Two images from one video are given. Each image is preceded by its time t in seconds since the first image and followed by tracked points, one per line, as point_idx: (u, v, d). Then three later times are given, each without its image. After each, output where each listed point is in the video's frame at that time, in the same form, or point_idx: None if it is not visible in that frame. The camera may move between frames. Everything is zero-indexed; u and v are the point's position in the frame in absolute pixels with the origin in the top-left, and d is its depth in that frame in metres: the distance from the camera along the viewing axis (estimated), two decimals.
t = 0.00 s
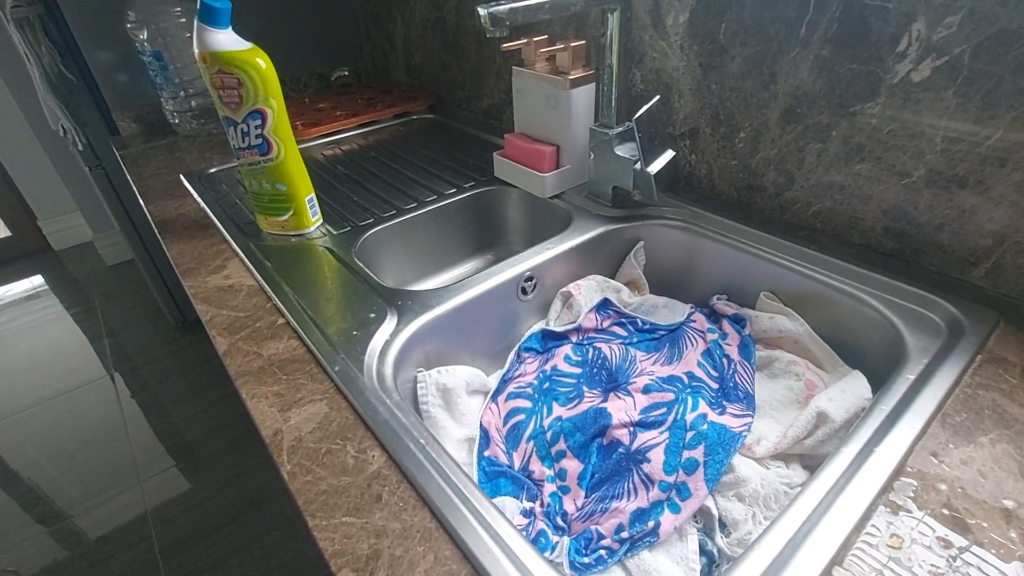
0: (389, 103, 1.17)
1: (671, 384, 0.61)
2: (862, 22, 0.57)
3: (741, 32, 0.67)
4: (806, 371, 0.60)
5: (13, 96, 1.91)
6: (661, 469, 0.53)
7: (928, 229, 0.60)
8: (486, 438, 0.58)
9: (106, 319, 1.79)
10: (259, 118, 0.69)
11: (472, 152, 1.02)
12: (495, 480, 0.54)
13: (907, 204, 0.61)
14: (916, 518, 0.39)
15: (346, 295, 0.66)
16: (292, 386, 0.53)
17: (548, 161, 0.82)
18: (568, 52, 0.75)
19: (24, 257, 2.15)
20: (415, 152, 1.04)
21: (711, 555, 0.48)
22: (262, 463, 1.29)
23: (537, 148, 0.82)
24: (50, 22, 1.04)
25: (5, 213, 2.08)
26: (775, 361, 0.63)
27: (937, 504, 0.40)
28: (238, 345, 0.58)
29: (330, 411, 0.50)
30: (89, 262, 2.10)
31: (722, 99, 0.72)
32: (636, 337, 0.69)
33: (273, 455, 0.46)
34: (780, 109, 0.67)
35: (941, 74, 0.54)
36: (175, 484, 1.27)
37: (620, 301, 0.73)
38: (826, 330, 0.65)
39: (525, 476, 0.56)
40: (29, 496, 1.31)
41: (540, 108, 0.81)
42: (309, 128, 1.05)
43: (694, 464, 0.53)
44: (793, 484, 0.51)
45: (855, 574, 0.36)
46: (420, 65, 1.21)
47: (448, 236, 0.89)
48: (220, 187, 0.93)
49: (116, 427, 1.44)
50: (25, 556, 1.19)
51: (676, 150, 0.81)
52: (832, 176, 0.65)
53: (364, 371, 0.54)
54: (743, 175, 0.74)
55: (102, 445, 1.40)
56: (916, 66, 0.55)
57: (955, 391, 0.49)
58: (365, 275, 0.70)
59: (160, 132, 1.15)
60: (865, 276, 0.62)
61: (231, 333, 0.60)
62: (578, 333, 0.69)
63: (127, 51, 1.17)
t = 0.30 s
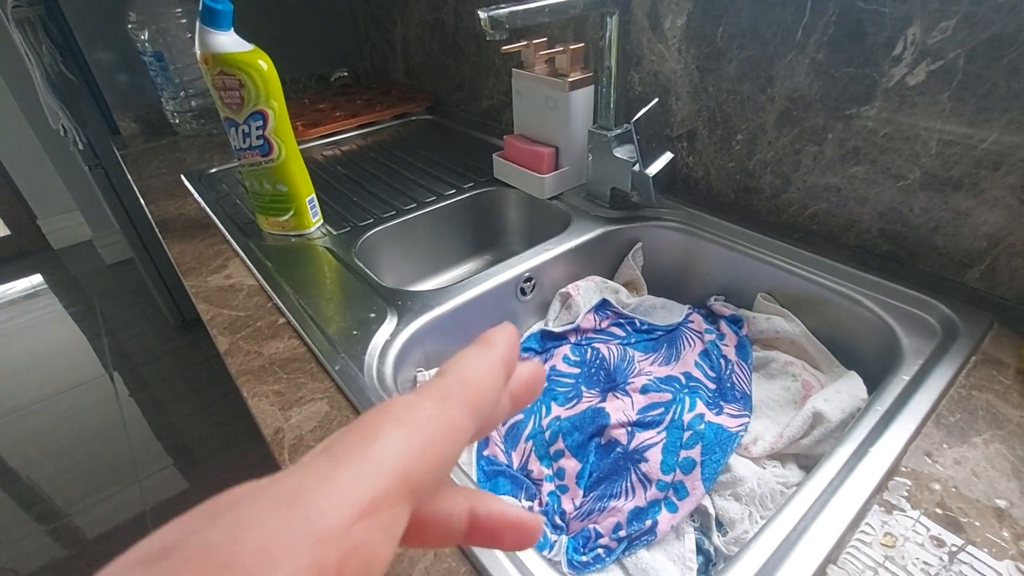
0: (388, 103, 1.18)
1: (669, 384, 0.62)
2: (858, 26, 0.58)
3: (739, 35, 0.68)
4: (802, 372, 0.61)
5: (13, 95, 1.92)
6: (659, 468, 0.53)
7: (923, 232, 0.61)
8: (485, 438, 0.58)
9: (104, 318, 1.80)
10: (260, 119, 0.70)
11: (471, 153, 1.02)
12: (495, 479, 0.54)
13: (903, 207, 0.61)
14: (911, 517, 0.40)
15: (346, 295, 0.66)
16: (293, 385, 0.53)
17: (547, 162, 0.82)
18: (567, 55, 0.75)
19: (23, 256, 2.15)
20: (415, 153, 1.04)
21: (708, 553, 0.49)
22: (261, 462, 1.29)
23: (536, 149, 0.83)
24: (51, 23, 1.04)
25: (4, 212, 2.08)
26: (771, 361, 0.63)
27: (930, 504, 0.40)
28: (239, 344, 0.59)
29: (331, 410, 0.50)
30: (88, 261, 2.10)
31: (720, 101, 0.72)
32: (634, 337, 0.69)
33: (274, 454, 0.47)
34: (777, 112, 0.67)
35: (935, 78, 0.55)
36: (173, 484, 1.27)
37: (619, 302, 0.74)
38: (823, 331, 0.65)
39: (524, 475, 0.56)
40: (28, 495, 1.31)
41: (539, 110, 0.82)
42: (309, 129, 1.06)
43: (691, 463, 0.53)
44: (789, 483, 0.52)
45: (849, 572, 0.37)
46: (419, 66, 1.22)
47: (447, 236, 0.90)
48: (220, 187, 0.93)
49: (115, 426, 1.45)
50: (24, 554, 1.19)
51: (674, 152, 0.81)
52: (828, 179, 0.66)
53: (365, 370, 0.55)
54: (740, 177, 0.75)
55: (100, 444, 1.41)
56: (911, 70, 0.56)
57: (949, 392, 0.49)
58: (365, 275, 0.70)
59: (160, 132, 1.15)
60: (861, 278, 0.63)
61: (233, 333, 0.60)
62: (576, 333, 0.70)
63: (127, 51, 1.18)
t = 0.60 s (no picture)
0: (387, 104, 1.18)
1: (667, 386, 0.62)
2: (856, 29, 0.58)
3: (738, 37, 0.68)
4: (800, 375, 0.61)
5: (12, 95, 1.92)
6: (656, 471, 0.53)
7: (921, 233, 0.61)
8: (483, 440, 0.58)
9: (103, 319, 1.79)
10: (258, 121, 0.70)
11: (470, 154, 1.02)
12: (492, 482, 0.54)
13: (902, 209, 0.61)
14: (908, 520, 0.39)
15: (344, 297, 0.66)
16: (290, 387, 0.53)
17: (546, 163, 0.82)
18: (565, 56, 0.75)
19: (21, 256, 2.15)
20: (414, 154, 1.04)
21: (705, 556, 0.49)
22: (258, 464, 1.29)
23: (535, 151, 0.83)
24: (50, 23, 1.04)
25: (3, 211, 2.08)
26: (769, 364, 0.63)
27: (928, 507, 0.40)
28: (236, 346, 0.59)
29: (328, 412, 0.50)
30: (87, 262, 2.10)
31: (718, 103, 0.72)
32: (632, 339, 0.69)
33: (271, 456, 0.47)
34: (776, 114, 0.67)
35: (933, 81, 0.55)
36: (171, 485, 1.27)
37: (617, 304, 0.74)
38: (820, 333, 0.65)
39: (521, 478, 0.56)
40: (25, 496, 1.31)
41: (538, 111, 0.82)
42: (308, 130, 1.05)
43: (689, 466, 0.53)
44: (786, 486, 0.52)
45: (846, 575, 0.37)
46: (419, 66, 1.22)
47: (445, 238, 0.90)
48: (219, 188, 0.93)
49: (113, 427, 1.44)
50: (21, 555, 1.19)
51: (673, 153, 0.81)
52: (827, 181, 0.66)
53: (362, 372, 0.55)
54: (738, 179, 0.75)
55: (98, 444, 1.40)
56: (909, 72, 0.56)
57: (947, 395, 0.49)
58: (363, 276, 0.70)
59: (159, 132, 1.15)
60: (859, 280, 0.63)
61: (230, 334, 0.60)
62: (575, 335, 0.70)
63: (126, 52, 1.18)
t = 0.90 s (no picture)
0: (388, 103, 1.17)
1: (670, 385, 0.61)
2: (859, 25, 0.58)
3: (740, 34, 0.67)
4: (804, 373, 0.60)
5: (11, 95, 1.91)
6: (659, 470, 0.53)
7: (926, 231, 0.60)
8: (485, 439, 0.58)
9: (102, 319, 1.79)
10: (257, 118, 0.69)
11: (471, 153, 1.02)
12: (494, 481, 0.54)
13: (906, 206, 0.61)
14: (915, 519, 0.39)
15: (344, 295, 0.66)
16: (290, 386, 0.53)
17: (547, 161, 0.82)
18: (567, 54, 0.75)
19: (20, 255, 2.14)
20: (414, 152, 1.04)
21: (709, 556, 0.48)
22: (259, 463, 1.29)
23: (536, 148, 0.82)
24: (49, 22, 1.04)
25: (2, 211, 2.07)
26: (772, 362, 0.63)
27: (935, 506, 0.40)
28: (236, 344, 0.58)
29: (329, 411, 0.50)
30: (87, 262, 2.09)
31: (720, 100, 0.72)
32: (634, 338, 0.69)
33: (271, 455, 0.46)
34: (778, 111, 0.67)
35: (937, 77, 0.54)
36: (170, 485, 1.27)
37: (618, 302, 0.73)
38: (823, 332, 0.65)
39: (523, 477, 0.56)
40: (24, 496, 1.31)
41: (539, 109, 0.81)
42: (307, 128, 1.05)
43: (693, 464, 0.53)
44: (790, 485, 0.51)
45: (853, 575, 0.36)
46: (419, 65, 1.21)
47: (446, 236, 0.89)
48: (219, 186, 0.93)
49: (113, 427, 1.44)
50: (20, 556, 1.19)
51: (675, 151, 0.81)
52: (830, 178, 0.65)
53: (362, 371, 0.54)
54: (740, 177, 0.74)
55: (97, 444, 1.40)
56: (912, 69, 0.56)
57: (953, 393, 0.49)
58: (363, 275, 0.70)
59: (159, 131, 1.15)
60: (863, 277, 0.62)
61: (230, 333, 0.60)
62: (576, 334, 0.69)
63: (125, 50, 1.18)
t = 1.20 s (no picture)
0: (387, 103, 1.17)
1: (669, 386, 0.61)
2: (859, 26, 0.58)
3: (739, 35, 0.67)
4: (802, 373, 0.60)
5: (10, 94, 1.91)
6: (659, 471, 0.53)
7: (925, 232, 0.60)
8: (484, 439, 0.58)
9: (102, 319, 1.79)
10: (258, 118, 0.69)
11: (470, 153, 1.02)
12: (494, 481, 0.54)
13: (905, 207, 0.61)
14: (913, 520, 0.39)
15: (344, 295, 0.66)
16: (289, 386, 0.53)
17: (546, 162, 0.82)
18: (567, 54, 0.75)
19: (19, 255, 2.14)
20: (414, 153, 1.04)
21: (708, 556, 0.48)
22: (258, 464, 1.29)
23: (535, 149, 0.82)
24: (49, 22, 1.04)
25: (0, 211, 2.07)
26: (772, 363, 0.63)
27: (934, 506, 0.40)
28: (236, 344, 0.58)
29: (328, 411, 0.50)
30: (86, 263, 2.09)
31: (720, 101, 0.72)
32: (633, 338, 0.69)
33: (271, 455, 0.46)
34: (778, 112, 0.67)
35: (937, 78, 0.54)
36: (170, 485, 1.27)
37: (618, 303, 0.74)
38: (822, 333, 0.65)
39: (522, 477, 0.56)
40: (24, 496, 1.30)
41: (539, 110, 0.81)
42: (307, 129, 1.05)
43: (692, 465, 0.53)
44: (789, 485, 0.51)
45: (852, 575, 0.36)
46: (418, 66, 1.21)
47: (446, 237, 0.90)
48: (218, 187, 0.93)
49: (112, 427, 1.44)
50: (20, 556, 1.19)
51: (674, 152, 0.81)
52: (829, 179, 0.66)
53: (362, 371, 0.54)
54: (740, 177, 0.74)
55: (97, 445, 1.40)
56: (913, 70, 0.56)
57: (952, 394, 0.49)
58: (363, 275, 0.70)
59: (159, 132, 1.15)
60: (863, 279, 0.62)
61: (229, 333, 0.60)
62: (576, 334, 0.69)
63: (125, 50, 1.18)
